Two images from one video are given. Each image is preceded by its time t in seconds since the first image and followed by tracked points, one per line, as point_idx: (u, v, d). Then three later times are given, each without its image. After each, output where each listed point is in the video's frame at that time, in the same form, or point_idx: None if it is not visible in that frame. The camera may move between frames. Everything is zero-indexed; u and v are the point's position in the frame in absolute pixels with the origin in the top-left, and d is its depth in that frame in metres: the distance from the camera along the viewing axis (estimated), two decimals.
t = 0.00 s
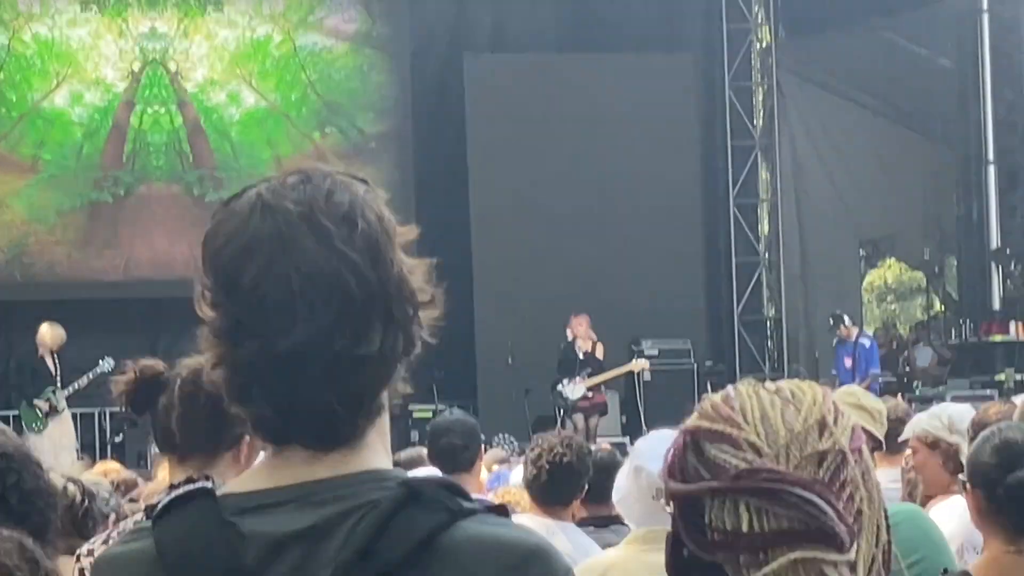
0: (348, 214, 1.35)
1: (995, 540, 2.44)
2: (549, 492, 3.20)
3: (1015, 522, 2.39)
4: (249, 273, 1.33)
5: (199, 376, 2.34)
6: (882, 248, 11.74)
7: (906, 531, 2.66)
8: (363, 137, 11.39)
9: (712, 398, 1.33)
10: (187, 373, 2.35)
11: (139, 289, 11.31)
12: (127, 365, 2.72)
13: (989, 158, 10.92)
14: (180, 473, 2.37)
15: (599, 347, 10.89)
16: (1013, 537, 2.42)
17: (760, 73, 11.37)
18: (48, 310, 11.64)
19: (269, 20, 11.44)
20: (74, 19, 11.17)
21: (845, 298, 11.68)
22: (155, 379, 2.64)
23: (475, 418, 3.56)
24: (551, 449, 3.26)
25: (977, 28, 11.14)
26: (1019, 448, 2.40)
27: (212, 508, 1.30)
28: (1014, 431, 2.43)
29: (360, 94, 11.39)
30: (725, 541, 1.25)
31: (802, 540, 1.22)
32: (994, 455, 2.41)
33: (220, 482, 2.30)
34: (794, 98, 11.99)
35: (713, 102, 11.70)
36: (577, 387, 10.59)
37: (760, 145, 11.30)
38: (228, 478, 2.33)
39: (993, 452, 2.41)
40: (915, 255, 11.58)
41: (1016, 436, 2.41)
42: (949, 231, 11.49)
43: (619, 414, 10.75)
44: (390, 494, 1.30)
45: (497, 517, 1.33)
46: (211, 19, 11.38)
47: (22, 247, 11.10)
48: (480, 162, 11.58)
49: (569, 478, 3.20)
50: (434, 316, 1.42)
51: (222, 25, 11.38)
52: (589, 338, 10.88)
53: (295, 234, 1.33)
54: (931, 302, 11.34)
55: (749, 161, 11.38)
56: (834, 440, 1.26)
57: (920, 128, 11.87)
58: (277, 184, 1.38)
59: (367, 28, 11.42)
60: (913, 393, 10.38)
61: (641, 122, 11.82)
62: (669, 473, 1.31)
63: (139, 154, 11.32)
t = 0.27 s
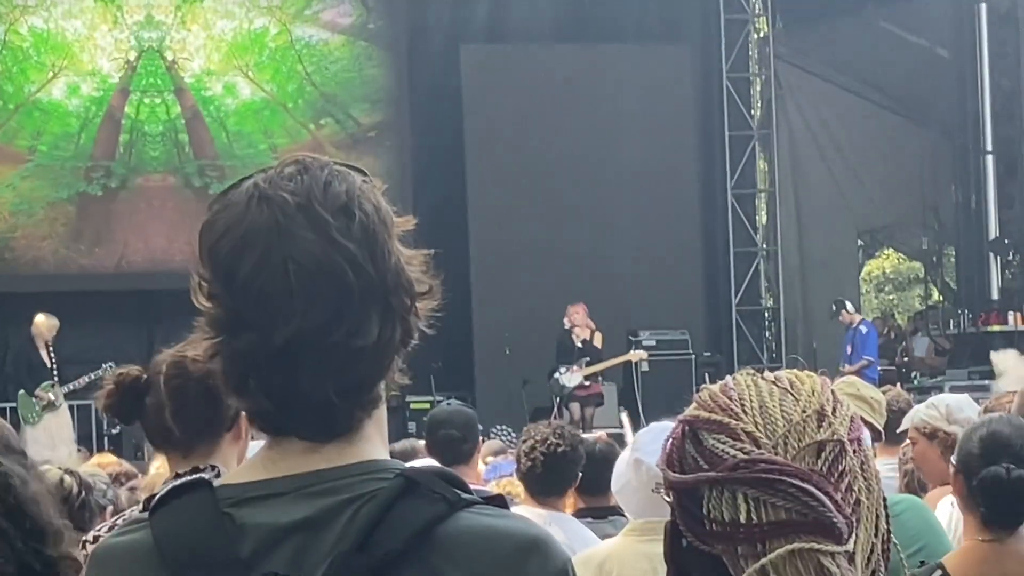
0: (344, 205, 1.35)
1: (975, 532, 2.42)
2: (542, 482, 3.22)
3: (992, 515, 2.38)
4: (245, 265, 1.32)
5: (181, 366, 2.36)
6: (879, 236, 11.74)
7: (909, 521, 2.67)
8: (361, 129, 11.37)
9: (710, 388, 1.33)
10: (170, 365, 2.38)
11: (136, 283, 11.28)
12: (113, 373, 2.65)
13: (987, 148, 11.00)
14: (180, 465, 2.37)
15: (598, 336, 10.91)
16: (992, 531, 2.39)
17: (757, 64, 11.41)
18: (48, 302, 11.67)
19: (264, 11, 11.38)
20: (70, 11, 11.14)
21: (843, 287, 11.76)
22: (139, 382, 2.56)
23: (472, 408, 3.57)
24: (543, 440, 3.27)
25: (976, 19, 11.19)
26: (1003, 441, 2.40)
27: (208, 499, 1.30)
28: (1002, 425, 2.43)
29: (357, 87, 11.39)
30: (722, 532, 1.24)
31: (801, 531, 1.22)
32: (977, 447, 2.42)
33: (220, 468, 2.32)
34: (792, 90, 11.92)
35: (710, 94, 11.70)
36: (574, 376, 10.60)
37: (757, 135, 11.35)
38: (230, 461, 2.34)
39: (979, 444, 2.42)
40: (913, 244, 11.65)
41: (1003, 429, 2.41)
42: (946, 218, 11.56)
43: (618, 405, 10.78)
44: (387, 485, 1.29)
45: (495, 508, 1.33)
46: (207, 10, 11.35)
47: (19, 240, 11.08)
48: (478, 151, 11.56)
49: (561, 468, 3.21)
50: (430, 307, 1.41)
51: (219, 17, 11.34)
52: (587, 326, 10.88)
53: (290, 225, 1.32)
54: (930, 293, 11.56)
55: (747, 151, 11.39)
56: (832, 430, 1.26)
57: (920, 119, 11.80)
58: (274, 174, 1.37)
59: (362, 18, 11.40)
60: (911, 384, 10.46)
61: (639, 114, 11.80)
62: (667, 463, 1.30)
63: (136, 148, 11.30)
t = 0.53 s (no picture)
0: (341, 198, 1.35)
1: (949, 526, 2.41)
2: (537, 477, 3.21)
3: (967, 509, 2.37)
4: (241, 259, 1.32)
5: (189, 359, 2.32)
6: (874, 230, 11.79)
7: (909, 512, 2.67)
8: (355, 124, 11.39)
9: (705, 382, 1.33)
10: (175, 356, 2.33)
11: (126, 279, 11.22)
12: (111, 378, 2.60)
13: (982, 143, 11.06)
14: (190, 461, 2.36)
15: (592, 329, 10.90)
16: (970, 526, 2.37)
17: (751, 57, 11.55)
18: (43, 298, 11.65)
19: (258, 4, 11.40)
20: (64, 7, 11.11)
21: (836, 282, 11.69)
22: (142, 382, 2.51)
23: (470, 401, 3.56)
24: (533, 435, 3.25)
25: (969, 10, 11.13)
26: (977, 435, 2.41)
27: (205, 494, 1.30)
28: (976, 419, 2.45)
29: (352, 81, 11.39)
30: (718, 526, 1.25)
31: (796, 525, 1.22)
32: (951, 443, 2.43)
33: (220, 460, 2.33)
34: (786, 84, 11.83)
35: (704, 88, 11.70)
36: (568, 369, 10.64)
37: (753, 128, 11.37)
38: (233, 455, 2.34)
39: (953, 439, 2.44)
40: (907, 237, 11.72)
41: (975, 424, 2.43)
42: (940, 214, 11.61)
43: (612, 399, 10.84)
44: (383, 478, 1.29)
45: (490, 501, 1.33)
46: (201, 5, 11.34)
47: (14, 236, 11.06)
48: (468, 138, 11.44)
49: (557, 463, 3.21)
50: (427, 301, 1.41)
51: (214, 12, 11.33)
52: (582, 320, 10.89)
53: (287, 218, 1.32)
54: (923, 286, 11.56)
55: (742, 145, 11.55)
56: (827, 424, 1.26)
57: (912, 113, 11.90)
58: (269, 168, 1.38)
59: (356, 13, 11.42)
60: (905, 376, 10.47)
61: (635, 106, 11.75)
62: (663, 457, 1.31)
63: (132, 141, 11.31)
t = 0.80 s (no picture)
0: (337, 194, 1.34)
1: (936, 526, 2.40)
2: (527, 473, 3.25)
3: (950, 506, 2.37)
4: (236, 254, 1.32)
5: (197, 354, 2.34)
6: (868, 225, 11.72)
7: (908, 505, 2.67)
8: (348, 119, 11.33)
9: (699, 378, 1.33)
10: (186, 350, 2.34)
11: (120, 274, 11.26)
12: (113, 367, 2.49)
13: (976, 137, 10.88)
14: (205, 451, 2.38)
15: (583, 325, 10.90)
16: (954, 523, 2.37)
17: (745, 52, 11.38)
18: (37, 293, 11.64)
19: None
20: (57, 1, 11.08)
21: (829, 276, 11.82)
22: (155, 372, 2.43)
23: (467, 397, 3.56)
24: (522, 431, 3.27)
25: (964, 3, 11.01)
26: (953, 432, 2.42)
27: (196, 489, 1.30)
28: (951, 417, 2.46)
29: (345, 78, 11.33)
30: (711, 523, 1.24)
31: (791, 521, 1.22)
32: (929, 445, 2.45)
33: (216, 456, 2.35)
34: (779, 79, 12.07)
35: (699, 83, 11.68)
36: (558, 365, 10.58)
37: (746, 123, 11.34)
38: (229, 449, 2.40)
39: (932, 439, 2.45)
40: (900, 233, 11.56)
41: (950, 421, 2.44)
42: (933, 207, 11.38)
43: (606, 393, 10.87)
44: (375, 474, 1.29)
45: (479, 497, 1.33)
46: None
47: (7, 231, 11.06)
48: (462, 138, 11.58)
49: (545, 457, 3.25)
50: (422, 297, 1.41)
51: (207, 8, 11.27)
52: (574, 316, 10.88)
53: (282, 213, 1.32)
54: (917, 282, 11.33)
55: (736, 139, 11.42)
56: (821, 420, 1.26)
57: (907, 108, 11.67)
58: (266, 163, 1.37)
59: (349, 10, 11.36)
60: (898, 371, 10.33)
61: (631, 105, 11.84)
62: (657, 453, 1.30)
63: (126, 136, 11.28)
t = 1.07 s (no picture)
0: (329, 189, 1.34)
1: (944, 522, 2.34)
2: (512, 469, 3.22)
3: (953, 505, 2.30)
4: (227, 250, 1.32)
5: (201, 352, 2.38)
6: (860, 221, 11.80)
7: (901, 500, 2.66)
8: (342, 115, 11.31)
9: (691, 374, 1.33)
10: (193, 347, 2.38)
11: (113, 269, 11.24)
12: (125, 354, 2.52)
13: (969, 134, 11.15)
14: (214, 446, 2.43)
15: (574, 321, 10.88)
16: (961, 521, 2.30)
17: (738, 48, 11.49)
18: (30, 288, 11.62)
19: None
20: None
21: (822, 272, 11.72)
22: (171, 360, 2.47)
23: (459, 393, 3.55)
24: (506, 427, 3.25)
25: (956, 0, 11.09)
26: (944, 432, 2.40)
27: (188, 487, 1.30)
28: (939, 416, 2.44)
29: (339, 73, 11.31)
30: (704, 519, 1.24)
31: (784, 517, 1.22)
32: (922, 437, 2.42)
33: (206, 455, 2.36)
34: (770, 72, 11.82)
35: (692, 78, 11.68)
36: (548, 363, 10.57)
37: (739, 119, 11.35)
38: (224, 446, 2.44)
39: (920, 441, 2.43)
40: (894, 228, 11.73)
41: (939, 420, 2.42)
42: (926, 202, 11.65)
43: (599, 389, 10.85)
44: (366, 470, 1.29)
45: (470, 492, 1.33)
46: None
47: None
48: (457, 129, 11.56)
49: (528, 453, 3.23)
50: (413, 295, 1.41)
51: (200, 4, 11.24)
52: (565, 312, 10.83)
53: (274, 209, 1.32)
54: (910, 277, 11.51)
55: (727, 135, 11.45)
56: (813, 416, 1.26)
57: (903, 104, 11.86)
58: (258, 159, 1.37)
59: (341, 8, 11.35)
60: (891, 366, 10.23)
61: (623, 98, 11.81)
62: (649, 449, 1.30)
63: (120, 130, 11.26)
